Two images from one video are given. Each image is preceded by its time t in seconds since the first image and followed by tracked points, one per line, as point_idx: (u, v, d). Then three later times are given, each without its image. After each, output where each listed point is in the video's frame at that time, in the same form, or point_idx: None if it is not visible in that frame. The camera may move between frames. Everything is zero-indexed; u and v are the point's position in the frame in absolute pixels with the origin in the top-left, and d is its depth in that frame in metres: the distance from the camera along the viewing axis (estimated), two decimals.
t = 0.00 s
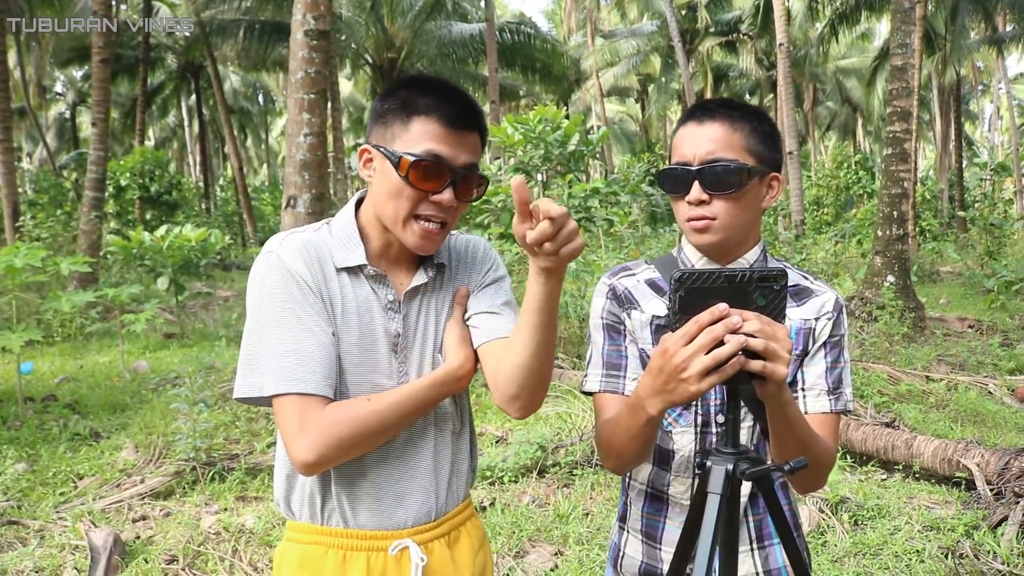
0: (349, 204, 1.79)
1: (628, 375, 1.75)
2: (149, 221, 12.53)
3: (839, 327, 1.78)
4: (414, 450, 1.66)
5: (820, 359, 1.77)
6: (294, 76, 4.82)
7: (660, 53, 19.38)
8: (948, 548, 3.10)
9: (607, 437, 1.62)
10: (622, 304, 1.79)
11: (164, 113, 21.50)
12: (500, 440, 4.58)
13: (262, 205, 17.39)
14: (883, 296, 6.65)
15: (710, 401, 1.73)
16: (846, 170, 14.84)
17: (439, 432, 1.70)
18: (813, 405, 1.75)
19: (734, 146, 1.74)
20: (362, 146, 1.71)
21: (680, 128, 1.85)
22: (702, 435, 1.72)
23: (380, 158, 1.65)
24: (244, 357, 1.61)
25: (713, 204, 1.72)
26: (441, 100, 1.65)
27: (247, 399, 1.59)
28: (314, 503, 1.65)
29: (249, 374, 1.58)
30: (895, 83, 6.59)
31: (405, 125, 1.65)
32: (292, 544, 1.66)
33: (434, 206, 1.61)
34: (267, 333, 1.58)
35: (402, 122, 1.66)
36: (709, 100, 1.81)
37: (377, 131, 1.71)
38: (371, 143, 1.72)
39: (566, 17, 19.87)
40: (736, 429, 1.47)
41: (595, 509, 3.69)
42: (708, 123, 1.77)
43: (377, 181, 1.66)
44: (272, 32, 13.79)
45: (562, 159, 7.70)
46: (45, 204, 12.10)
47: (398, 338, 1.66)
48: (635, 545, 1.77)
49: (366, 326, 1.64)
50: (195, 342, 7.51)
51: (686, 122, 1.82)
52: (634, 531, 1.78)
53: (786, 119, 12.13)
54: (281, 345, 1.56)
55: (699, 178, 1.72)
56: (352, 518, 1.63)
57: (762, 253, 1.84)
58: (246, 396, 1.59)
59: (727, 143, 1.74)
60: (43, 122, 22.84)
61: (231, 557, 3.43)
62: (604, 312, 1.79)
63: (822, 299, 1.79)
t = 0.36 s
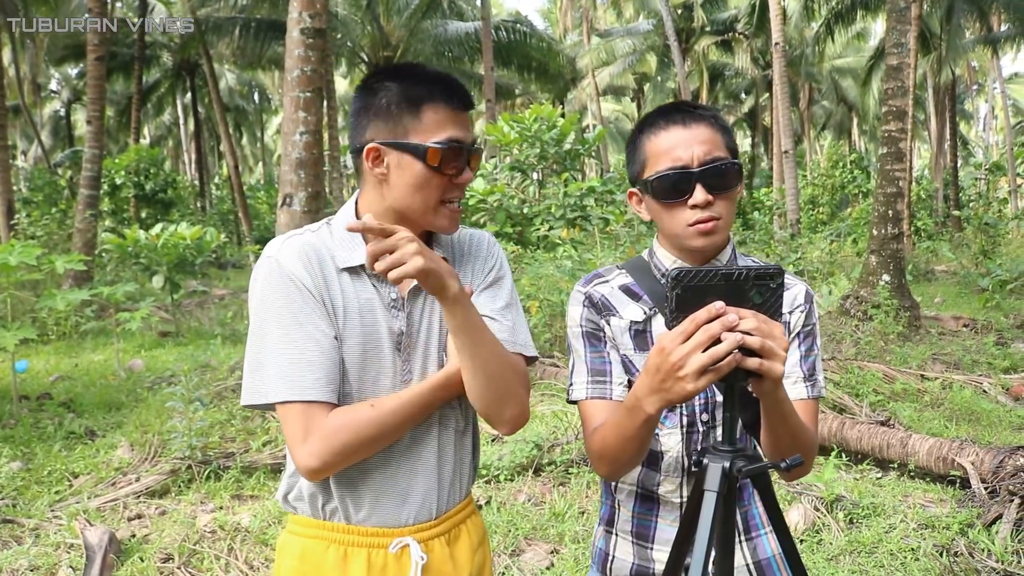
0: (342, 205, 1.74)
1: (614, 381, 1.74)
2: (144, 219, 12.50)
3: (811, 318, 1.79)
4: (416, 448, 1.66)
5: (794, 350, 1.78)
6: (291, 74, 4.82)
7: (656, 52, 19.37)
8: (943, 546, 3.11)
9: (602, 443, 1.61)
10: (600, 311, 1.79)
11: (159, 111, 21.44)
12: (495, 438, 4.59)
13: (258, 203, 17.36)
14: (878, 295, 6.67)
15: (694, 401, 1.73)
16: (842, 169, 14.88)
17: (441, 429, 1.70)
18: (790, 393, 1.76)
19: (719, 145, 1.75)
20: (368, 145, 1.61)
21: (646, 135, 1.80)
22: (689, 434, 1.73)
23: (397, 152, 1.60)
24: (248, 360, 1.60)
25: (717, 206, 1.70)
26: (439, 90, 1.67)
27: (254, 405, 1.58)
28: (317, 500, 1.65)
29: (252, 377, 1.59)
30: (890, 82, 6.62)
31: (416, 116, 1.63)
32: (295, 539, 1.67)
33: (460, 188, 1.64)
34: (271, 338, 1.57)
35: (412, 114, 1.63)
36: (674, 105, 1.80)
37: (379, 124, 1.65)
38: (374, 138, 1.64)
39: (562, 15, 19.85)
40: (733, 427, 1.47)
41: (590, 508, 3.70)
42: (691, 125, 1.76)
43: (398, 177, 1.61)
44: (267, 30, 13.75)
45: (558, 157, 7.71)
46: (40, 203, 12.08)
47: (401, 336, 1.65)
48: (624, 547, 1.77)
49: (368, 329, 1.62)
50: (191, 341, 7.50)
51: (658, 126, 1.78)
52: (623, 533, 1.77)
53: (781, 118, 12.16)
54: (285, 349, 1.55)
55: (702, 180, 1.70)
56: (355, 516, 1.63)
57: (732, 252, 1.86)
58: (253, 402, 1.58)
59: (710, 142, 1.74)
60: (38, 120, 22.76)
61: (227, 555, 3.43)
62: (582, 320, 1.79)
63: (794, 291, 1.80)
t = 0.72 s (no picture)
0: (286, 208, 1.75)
1: (605, 385, 1.75)
2: (140, 219, 12.46)
3: (794, 310, 1.80)
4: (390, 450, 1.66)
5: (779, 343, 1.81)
6: (288, 74, 4.81)
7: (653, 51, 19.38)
8: (940, 544, 3.12)
9: (598, 448, 1.61)
10: (588, 315, 1.79)
11: (155, 110, 21.38)
12: (493, 437, 4.60)
13: (254, 202, 17.32)
14: (875, 294, 6.68)
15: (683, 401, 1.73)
16: (838, 168, 14.90)
17: (414, 429, 1.71)
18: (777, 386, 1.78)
19: (704, 145, 1.76)
20: (317, 144, 1.60)
21: (632, 134, 1.80)
22: (680, 432, 1.73)
23: (346, 149, 1.60)
24: (210, 381, 1.58)
25: (703, 204, 1.71)
26: (380, 83, 1.66)
27: (220, 424, 1.56)
28: (296, 513, 1.63)
29: (217, 397, 1.56)
30: (887, 81, 6.64)
31: (361, 112, 1.62)
32: (276, 554, 1.65)
33: (410, 182, 1.65)
34: (234, 356, 1.55)
35: (357, 111, 1.62)
36: (658, 105, 1.81)
37: (324, 123, 1.63)
38: (319, 138, 1.63)
39: (559, 14, 19.84)
40: (732, 425, 1.48)
41: (588, 507, 3.70)
42: (679, 124, 1.76)
43: (347, 174, 1.60)
44: (264, 29, 13.73)
45: (555, 156, 7.72)
46: (36, 202, 12.05)
47: (364, 338, 1.66)
48: (619, 547, 1.78)
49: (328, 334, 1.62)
50: (188, 340, 7.49)
51: (645, 125, 1.78)
52: (617, 533, 1.78)
53: (778, 117, 12.17)
54: (251, 366, 1.54)
55: (689, 178, 1.70)
56: (338, 523, 1.63)
57: (715, 251, 1.86)
58: (219, 423, 1.56)
59: (695, 141, 1.75)
60: (34, 119, 22.70)
61: (225, 554, 3.43)
62: (570, 324, 1.80)
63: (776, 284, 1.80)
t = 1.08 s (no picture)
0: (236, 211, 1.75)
1: (601, 380, 1.74)
2: (139, 218, 12.45)
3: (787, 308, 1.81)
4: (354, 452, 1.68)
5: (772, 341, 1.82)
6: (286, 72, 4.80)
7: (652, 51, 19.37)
8: (938, 544, 3.13)
9: (596, 445, 1.60)
10: (583, 312, 1.79)
11: (153, 109, 21.35)
12: (492, 437, 4.59)
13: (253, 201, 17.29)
14: (873, 294, 6.69)
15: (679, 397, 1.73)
16: (836, 168, 14.91)
17: (376, 429, 1.74)
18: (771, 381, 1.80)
19: (704, 158, 1.76)
20: (262, 151, 1.61)
21: (635, 138, 1.79)
22: (676, 428, 1.73)
23: (291, 159, 1.60)
24: (165, 389, 1.57)
25: (696, 219, 1.72)
26: (336, 92, 1.65)
27: (177, 434, 1.55)
28: (262, 520, 1.63)
29: (176, 408, 1.55)
30: (885, 82, 6.66)
31: (310, 121, 1.62)
32: (243, 561, 1.65)
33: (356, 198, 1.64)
34: (189, 363, 1.55)
35: (306, 119, 1.62)
36: (664, 111, 1.79)
37: (272, 129, 1.64)
38: (267, 143, 1.64)
39: (558, 14, 19.83)
40: (731, 425, 1.48)
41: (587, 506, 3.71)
42: (682, 135, 1.76)
43: (292, 182, 1.61)
44: (262, 29, 13.72)
45: (553, 156, 7.74)
46: (34, 201, 12.03)
47: (321, 341, 1.67)
48: (615, 545, 1.78)
49: (284, 337, 1.62)
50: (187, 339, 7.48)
51: (648, 132, 1.77)
52: (613, 532, 1.79)
53: (775, 117, 12.18)
54: (207, 373, 1.53)
55: (687, 193, 1.71)
56: (305, 526, 1.64)
57: (709, 252, 1.88)
58: (176, 431, 1.56)
59: (696, 154, 1.75)
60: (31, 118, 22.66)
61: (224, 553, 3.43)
62: (566, 321, 1.80)
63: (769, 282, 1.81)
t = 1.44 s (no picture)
0: (207, 215, 1.73)
1: (599, 373, 1.73)
2: (142, 218, 12.48)
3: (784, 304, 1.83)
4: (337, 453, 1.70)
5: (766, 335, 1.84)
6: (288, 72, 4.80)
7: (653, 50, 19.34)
8: (942, 542, 3.12)
9: (596, 440, 1.59)
10: (584, 306, 1.79)
11: (155, 110, 21.37)
12: (495, 436, 4.59)
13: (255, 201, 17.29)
14: (876, 292, 6.67)
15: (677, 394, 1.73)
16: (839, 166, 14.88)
17: (357, 430, 1.76)
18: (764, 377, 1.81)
19: (681, 154, 1.76)
20: (232, 152, 1.62)
21: (626, 131, 1.86)
22: (673, 425, 1.74)
23: (263, 158, 1.61)
24: (151, 403, 1.56)
25: (658, 212, 1.75)
26: (306, 91, 1.65)
27: (165, 448, 1.54)
28: (253, 526, 1.61)
29: (164, 422, 1.54)
30: (887, 79, 6.63)
31: (281, 120, 1.62)
32: (232, 566, 1.64)
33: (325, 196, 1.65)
34: (179, 374, 1.54)
35: (277, 119, 1.62)
36: (659, 105, 1.82)
37: (242, 129, 1.64)
38: (238, 145, 1.64)
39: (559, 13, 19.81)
40: (737, 422, 1.49)
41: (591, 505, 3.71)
42: (657, 129, 1.78)
43: (266, 184, 1.62)
44: (264, 29, 13.73)
45: (556, 155, 7.73)
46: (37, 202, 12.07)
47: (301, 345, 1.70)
48: (614, 542, 1.78)
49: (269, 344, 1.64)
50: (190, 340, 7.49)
51: (635, 124, 1.82)
52: (613, 529, 1.78)
53: (778, 115, 12.15)
54: (197, 384, 1.53)
55: (647, 186, 1.74)
56: (298, 528, 1.64)
57: (708, 250, 1.89)
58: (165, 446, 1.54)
59: (672, 151, 1.76)
60: (34, 119, 22.70)
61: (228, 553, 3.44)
62: (566, 315, 1.79)
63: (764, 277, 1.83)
